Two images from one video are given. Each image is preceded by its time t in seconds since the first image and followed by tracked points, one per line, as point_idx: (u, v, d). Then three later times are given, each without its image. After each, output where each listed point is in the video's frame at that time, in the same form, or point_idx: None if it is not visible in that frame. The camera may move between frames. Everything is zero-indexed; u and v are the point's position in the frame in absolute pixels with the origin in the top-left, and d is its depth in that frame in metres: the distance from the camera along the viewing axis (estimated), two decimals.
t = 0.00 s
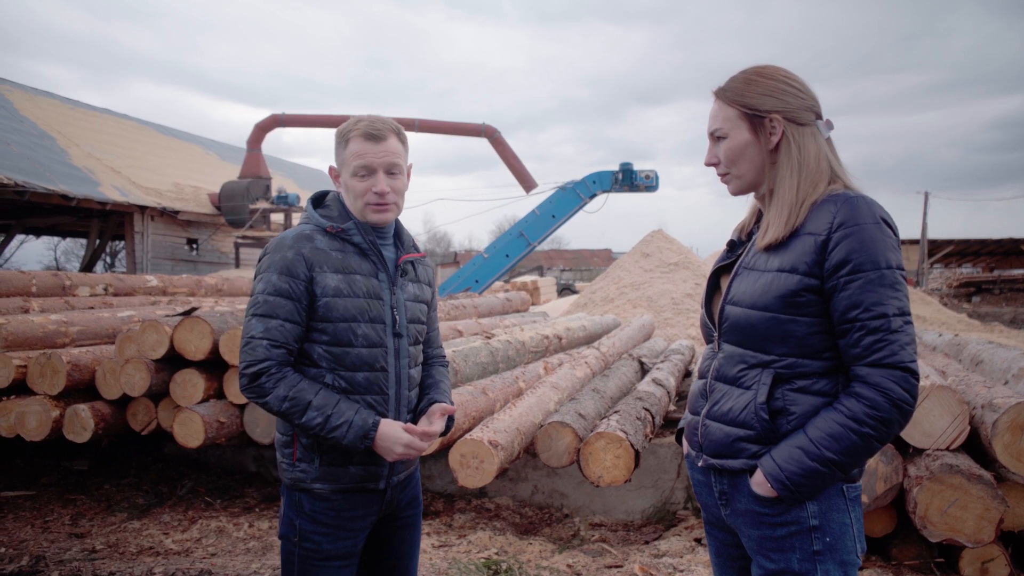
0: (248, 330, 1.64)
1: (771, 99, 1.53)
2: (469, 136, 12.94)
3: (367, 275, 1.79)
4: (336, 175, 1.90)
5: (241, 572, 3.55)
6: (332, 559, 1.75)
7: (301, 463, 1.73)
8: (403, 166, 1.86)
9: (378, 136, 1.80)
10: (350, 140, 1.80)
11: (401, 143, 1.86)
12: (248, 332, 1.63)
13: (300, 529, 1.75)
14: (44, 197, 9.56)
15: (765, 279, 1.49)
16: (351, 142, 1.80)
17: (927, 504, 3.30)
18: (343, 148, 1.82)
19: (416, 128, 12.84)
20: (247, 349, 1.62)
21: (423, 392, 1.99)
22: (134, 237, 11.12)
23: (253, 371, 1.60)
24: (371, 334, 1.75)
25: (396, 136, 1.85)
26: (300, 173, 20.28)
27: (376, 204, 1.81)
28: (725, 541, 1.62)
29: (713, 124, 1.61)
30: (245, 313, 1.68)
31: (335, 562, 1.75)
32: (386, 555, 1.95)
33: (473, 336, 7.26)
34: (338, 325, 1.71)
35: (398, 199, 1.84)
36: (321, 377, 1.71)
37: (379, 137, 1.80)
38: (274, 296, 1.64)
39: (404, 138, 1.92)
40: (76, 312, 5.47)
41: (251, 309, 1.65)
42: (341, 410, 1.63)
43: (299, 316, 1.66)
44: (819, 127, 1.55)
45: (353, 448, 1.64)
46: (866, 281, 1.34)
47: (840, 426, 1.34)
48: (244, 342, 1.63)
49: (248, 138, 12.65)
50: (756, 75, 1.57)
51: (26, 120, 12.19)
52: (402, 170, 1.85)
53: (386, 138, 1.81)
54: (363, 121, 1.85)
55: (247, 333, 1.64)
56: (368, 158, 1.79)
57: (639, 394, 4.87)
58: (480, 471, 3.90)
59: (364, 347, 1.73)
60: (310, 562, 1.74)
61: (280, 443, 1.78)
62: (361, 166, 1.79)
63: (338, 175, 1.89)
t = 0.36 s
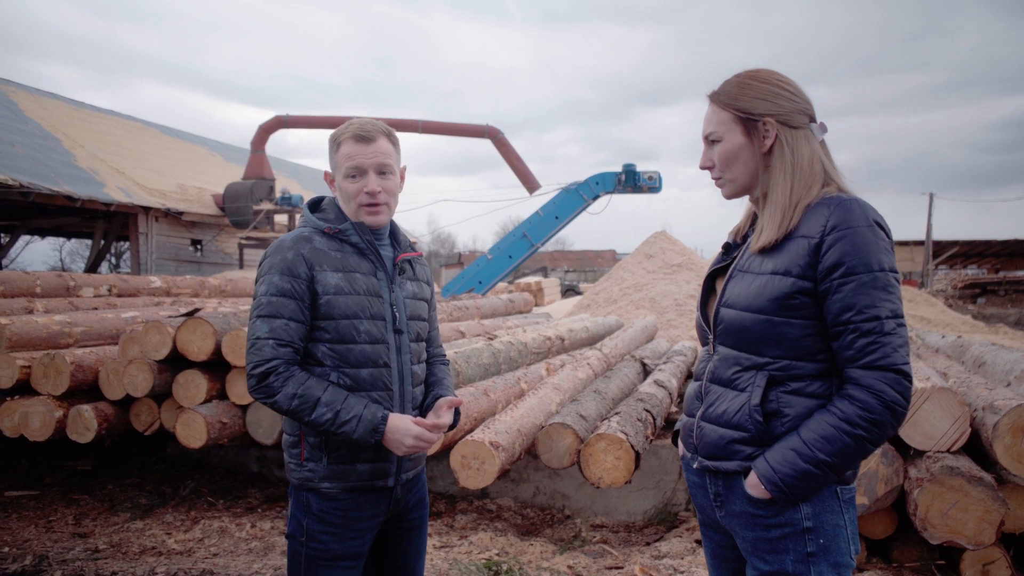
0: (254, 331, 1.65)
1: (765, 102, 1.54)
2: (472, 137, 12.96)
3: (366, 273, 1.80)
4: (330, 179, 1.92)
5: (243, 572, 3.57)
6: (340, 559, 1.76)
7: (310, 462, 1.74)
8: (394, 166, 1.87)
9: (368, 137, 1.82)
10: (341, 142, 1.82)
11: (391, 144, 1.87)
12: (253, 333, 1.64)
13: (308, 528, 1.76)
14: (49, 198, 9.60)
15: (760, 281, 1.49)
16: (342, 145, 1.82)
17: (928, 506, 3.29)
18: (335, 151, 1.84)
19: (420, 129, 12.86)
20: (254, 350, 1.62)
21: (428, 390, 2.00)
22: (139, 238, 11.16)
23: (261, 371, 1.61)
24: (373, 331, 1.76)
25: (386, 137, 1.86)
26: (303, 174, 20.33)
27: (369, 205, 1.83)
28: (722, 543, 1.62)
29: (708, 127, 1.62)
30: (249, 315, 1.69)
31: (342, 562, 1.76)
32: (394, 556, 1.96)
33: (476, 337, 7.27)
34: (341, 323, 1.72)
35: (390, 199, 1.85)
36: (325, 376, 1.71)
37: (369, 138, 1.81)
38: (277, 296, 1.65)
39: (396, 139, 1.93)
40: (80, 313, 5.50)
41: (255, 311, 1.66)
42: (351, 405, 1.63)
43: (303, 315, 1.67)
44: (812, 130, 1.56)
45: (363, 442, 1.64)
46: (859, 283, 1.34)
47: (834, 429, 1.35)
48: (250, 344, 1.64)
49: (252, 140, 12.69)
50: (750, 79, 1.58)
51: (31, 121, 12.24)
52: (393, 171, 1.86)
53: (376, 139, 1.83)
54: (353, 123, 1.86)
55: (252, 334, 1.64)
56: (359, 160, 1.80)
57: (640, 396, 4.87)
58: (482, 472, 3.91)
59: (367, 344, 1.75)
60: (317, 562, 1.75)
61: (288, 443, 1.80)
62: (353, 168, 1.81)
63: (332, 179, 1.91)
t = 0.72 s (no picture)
0: (243, 335, 1.68)
1: (760, 105, 1.55)
2: (478, 139, 12.98)
3: (359, 273, 1.82)
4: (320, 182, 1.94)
5: (248, 571, 3.59)
6: (337, 562, 1.78)
7: (307, 464, 1.76)
8: (383, 163, 1.90)
9: (355, 136, 1.85)
10: (329, 144, 1.85)
11: (379, 142, 1.90)
12: (241, 337, 1.67)
13: (305, 531, 1.79)
14: (58, 200, 9.67)
15: (755, 283, 1.51)
16: (330, 146, 1.85)
17: (932, 508, 3.28)
18: (323, 153, 1.87)
19: (426, 130, 12.90)
20: (241, 353, 1.65)
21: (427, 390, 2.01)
22: (147, 239, 11.23)
23: (244, 372, 1.63)
24: (367, 330, 1.77)
25: (373, 136, 1.89)
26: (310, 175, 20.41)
27: (361, 203, 1.85)
28: (718, 543, 1.63)
29: (705, 130, 1.62)
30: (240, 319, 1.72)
31: (339, 566, 1.78)
32: (392, 559, 1.97)
33: (481, 338, 7.28)
34: (335, 323, 1.74)
35: (381, 195, 1.88)
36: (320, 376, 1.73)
37: (356, 137, 1.85)
38: (264, 298, 1.68)
39: (383, 137, 1.96)
40: (88, 314, 5.55)
41: (245, 315, 1.69)
42: (327, 390, 1.61)
43: (291, 316, 1.69)
44: (808, 132, 1.57)
45: (344, 427, 1.60)
46: (854, 285, 1.35)
47: (828, 429, 1.35)
48: (239, 347, 1.67)
49: (259, 141, 12.75)
50: (746, 82, 1.59)
51: (40, 123, 12.34)
52: (383, 168, 1.89)
53: (363, 137, 1.86)
54: (339, 124, 1.89)
55: (240, 337, 1.68)
56: (347, 159, 1.83)
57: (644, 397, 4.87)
58: (485, 473, 3.92)
59: (362, 343, 1.76)
60: (314, 565, 1.78)
61: (285, 445, 1.82)
62: (342, 168, 1.84)
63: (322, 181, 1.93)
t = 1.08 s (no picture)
0: (234, 334, 1.71)
1: (755, 107, 1.56)
2: (481, 139, 13.00)
3: (352, 273, 1.83)
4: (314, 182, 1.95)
5: (250, 570, 3.62)
6: (328, 564, 1.80)
7: (297, 465, 1.78)
8: (376, 163, 1.91)
9: (348, 136, 1.86)
10: (322, 144, 1.86)
11: (372, 142, 1.92)
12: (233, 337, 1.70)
13: (296, 533, 1.81)
14: (63, 200, 9.72)
15: (748, 283, 1.52)
16: (323, 146, 1.86)
17: (932, 509, 3.29)
18: (316, 153, 1.88)
19: (429, 131, 12.92)
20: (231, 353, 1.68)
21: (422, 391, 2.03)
22: (151, 240, 11.29)
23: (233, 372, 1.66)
24: (360, 330, 1.79)
25: (366, 136, 1.90)
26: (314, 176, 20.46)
27: (355, 204, 1.87)
28: (712, 541, 1.64)
29: (699, 131, 1.63)
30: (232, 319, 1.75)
31: (330, 568, 1.80)
32: (385, 562, 1.99)
33: (484, 338, 7.30)
34: (327, 323, 1.76)
35: (374, 195, 1.89)
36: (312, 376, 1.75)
37: (349, 137, 1.86)
38: (255, 298, 1.70)
39: (376, 137, 1.98)
40: (92, 314, 5.58)
41: (236, 315, 1.72)
42: (306, 381, 1.62)
43: (282, 317, 1.71)
44: (802, 134, 1.57)
45: (325, 412, 1.61)
46: (844, 285, 1.36)
47: (819, 428, 1.36)
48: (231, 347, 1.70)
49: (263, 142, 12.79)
50: (740, 83, 1.60)
51: (45, 124, 12.39)
52: (377, 168, 1.91)
53: (356, 137, 1.87)
54: (332, 124, 1.90)
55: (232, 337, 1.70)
56: (340, 159, 1.84)
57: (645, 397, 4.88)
58: (486, 472, 3.94)
59: (354, 343, 1.78)
60: (305, 567, 1.80)
61: (277, 446, 1.83)
62: (336, 168, 1.85)
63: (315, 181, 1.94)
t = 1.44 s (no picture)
0: (233, 335, 1.73)
1: (751, 106, 1.57)
2: (485, 138, 13.01)
3: (349, 272, 1.85)
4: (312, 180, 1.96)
5: (253, 567, 3.64)
6: (326, 562, 1.82)
7: (295, 463, 1.79)
8: (375, 161, 1.93)
9: (347, 135, 1.87)
10: (321, 142, 1.87)
11: (370, 140, 1.93)
12: (231, 337, 1.72)
13: (294, 531, 1.82)
14: (68, 199, 9.76)
15: (744, 282, 1.53)
16: (322, 144, 1.87)
17: (932, 508, 3.29)
18: (314, 151, 1.89)
19: (433, 130, 12.93)
20: (229, 353, 1.70)
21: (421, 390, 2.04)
22: (156, 238, 11.33)
23: (232, 374, 1.68)
24: (358, 329, 1.81)
25: (364, 134, 1.92)
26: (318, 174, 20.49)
27: (354, 202, 1.88)
28: (708, 539, 1.65)
29: (696, 131, 1.64)
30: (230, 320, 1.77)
31: (327, 565, 1.82)
32: (383, 560, 2.01)
33: (487, 337, 7.32)
34: (324, 322, 1.77)
35: (373, 193, 1.91)
36: (311, 375, 1.77)
37: (348, 135, 1.87)
38: (253, 299, 1.72)
39: (374, 135, 1.99)
40: (96, 312, 5.61)
41: (234, 315, 1.74)
42: (307, 415, 1.64)
43: (280, 317, 1.73)
44: (798, 133, 1.58)
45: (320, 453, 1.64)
46: (840, 284, 1.37)
47: (814, 427, 1.37)
48: (229, 348, 1.72)
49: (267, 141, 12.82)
50: (736, 83, 1.61)
51: (51, 123, 12.45)
52: (375, 166, 1.92)
53: (355, 136, 1.89)
54: (330, 123, 1.91)
55: (230, 337, 1.72)
56: (339, 158, 1.86)
57: (647, 395, 4.89)
58: (488, 470, 3.95)
59: (352, 343, 1.79)
60: (303, 565, 1.81)
61: (275, 444, 1.85)
62: (335, 167, 1.86)
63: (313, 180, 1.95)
